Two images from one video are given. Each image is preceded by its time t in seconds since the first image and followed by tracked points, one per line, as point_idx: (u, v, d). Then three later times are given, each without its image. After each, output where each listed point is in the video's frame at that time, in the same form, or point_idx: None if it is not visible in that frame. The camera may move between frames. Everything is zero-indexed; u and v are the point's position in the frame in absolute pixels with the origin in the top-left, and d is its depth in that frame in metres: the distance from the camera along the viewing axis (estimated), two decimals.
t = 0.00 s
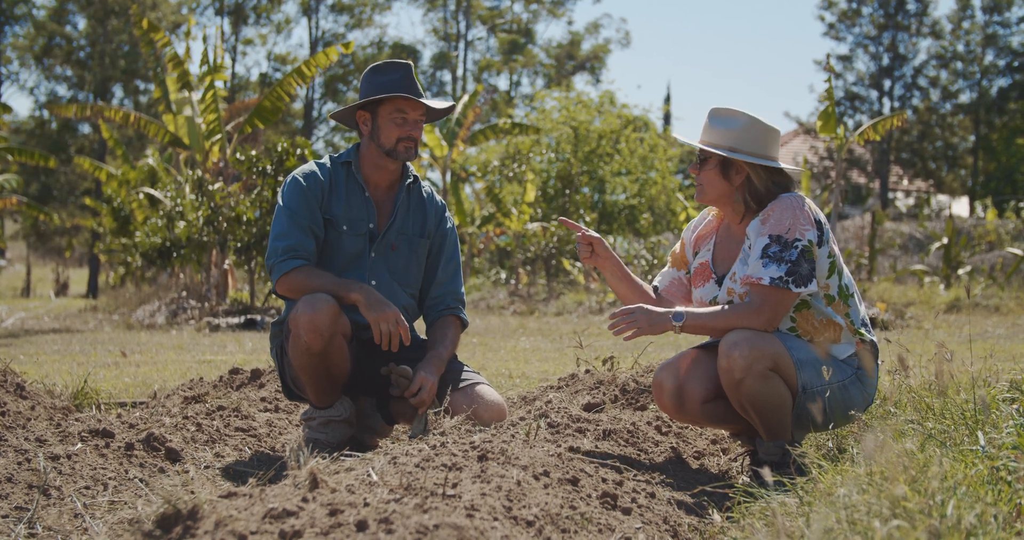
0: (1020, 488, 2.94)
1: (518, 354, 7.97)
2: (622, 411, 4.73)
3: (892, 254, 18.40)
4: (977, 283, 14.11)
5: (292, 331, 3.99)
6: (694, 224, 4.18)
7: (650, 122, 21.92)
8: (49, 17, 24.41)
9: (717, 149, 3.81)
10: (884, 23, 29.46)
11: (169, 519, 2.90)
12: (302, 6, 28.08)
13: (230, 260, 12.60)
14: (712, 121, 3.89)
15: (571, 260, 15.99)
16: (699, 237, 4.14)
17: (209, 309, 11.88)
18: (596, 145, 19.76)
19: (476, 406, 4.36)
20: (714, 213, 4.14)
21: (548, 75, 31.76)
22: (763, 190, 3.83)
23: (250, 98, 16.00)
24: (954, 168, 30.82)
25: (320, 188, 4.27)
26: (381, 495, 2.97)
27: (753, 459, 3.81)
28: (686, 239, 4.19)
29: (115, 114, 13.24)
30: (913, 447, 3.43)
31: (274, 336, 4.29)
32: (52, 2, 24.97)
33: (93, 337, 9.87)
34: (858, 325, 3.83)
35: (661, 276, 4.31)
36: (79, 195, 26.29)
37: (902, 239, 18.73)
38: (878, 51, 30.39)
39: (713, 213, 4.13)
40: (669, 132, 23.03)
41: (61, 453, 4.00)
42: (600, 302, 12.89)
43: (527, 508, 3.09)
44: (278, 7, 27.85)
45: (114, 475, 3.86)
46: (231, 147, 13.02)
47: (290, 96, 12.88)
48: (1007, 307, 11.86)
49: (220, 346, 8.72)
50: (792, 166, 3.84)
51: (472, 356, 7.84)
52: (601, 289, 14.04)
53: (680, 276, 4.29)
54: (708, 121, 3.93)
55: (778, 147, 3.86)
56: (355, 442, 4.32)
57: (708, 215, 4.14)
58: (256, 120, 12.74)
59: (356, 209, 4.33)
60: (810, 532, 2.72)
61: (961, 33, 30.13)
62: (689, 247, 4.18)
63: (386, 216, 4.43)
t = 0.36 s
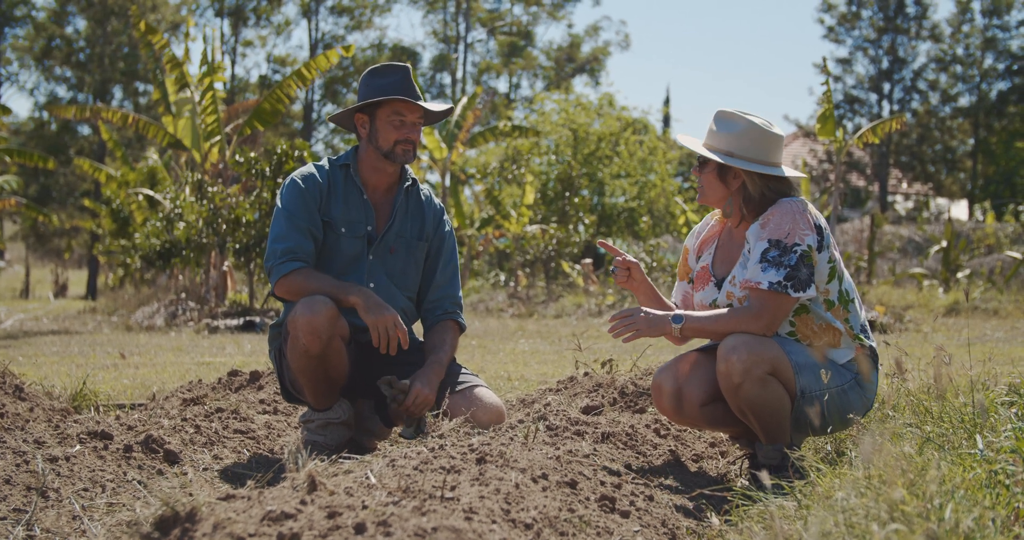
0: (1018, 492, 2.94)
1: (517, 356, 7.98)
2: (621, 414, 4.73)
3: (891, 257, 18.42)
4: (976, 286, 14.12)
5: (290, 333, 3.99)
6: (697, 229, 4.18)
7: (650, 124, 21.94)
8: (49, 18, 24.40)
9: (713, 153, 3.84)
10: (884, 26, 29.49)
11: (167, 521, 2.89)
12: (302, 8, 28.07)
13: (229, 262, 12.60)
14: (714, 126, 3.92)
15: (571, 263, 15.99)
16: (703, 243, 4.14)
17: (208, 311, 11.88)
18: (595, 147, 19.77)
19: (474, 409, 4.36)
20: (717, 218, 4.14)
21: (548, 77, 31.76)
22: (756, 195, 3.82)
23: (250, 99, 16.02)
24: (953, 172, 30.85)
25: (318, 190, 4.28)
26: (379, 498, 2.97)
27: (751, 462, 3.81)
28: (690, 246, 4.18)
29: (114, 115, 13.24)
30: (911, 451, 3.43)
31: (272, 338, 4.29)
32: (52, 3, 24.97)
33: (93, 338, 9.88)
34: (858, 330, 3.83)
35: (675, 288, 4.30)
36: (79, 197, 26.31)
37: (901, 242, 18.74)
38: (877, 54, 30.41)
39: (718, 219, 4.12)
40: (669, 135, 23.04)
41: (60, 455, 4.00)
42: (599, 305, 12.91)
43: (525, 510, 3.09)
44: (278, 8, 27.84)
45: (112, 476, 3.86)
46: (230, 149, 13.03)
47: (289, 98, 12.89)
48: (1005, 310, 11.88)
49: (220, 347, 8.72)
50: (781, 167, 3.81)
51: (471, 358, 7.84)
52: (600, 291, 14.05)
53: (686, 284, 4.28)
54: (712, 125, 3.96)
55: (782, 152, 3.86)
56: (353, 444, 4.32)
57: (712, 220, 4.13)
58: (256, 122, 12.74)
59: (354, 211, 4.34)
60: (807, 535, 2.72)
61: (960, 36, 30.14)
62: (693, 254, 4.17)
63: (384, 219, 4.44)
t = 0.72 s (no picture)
0: (1018, 501, 2.94)
1: (516, 363, 7.98)
2: (620, 421, 4.73)
3: (890, 264, 18.43)
4: (975, 294, 14.13)
5: (291, 339, 3.99)
6: (702, 234, 4.17)
7: (649, 131, 21.98)
8: (49, 24, 24.46)
9: (718, 161, 3.86)
10: (883, 34, 29.56)
11: (167, 528, 2.89)
12: (303, 14, 28.13)
13: (229, 268, 12.60)
14: (720, 132, 3.93)
15: (570, 270, 16.00)
16: (708, 248, 4.13)
17: (207, 317, 11.88)
18: (595, 154, 19.78)
19: (474, 416, 4.36)
20: (722, 224, 4.13)
21: (548, 84, 31.81)
22: (759, 203, 3.83)
23: (250, 105, 16.04)
24: (952, 180, 30.90)
25: (320, 197, 4.28)
26: (379, 505, 2.97)
27: (752, 470, 3.81)
28: (694, 251, 4.17)
29: (115, 121, 13.26)
30: (911, 459, 3.44)
31: (273, 345, 4.29)
32: (53, 9, 25.03)
33: (91, 344, 9.87)
34: (859, 339, 3.83)
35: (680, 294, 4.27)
36: (78, 202, 26.34)
37: (901, 250, 18.75)
38: (877, 62, 30.48)
39: (723, 224, 4.11)
40: (668, 142, 23.07)
41: (59, 462, 4.00)
42: (599, 312, 12.92)
43: (525, 518, 3.10)
44: (279, 15, 27.89)
45: (112, 483, 3.87)
46: (230, 155, 13.04)
47: (289, 104, 12.90)
48: (1005, 318, 11.88)
49: (219, 353, 8.71)
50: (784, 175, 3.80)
51: (470, 365, 7.84)
52: (599, 299, 14.06)
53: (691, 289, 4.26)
54: (717, 131, 3.97)
55: (785, 160, 3.85)
56: (353, 451, 4.32)
57: (717, 226, 4.13)
58: (256, 128, 12.76)
59: (356, 218, 4.34)
60: None
61: (960, 44, 30.21)
62: (697, 259, 4.15)
63: (385, 227, 4.44)
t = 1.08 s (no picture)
0: (1018, 504, 2.95)
1: (516, 367, 7.97)
2: (621, 425, 4.73)
3: (890, 267, 18.44)
4: (974, 297, 14.14)
5: (292, 344, 4.00)
6: (704, 238, 4.17)
7: (648, 135, 22.00)
8: (49, 29, 24.49)
9: (720, 165, 3.85)
10: (882, 37, 29.62)
11: (169, 533, 2.90)
12: (301, 18, 28.14)
13: (228, 272, 12.60)
14: (722, 137, 3.94)
15: (570, 274, 16.02)
16: (710, 252, 4.13)
17: (206, 321, 11.87)
18: (594, 157, 19.80)
19: (475, 420, 4.35)
20: (724, 227, 4.13)
21: (547, 88, 31.84)
22: (761, 207, 3.84)
23: (250, 109, 16.03)
24: (951, 182, 30.94)
25: (321, 201, 4.29)
26: (380, 510, 2.98)
27: (754, 474, 3.82)
28: (695, 255, 4.16)
29: (115, 125, 13.28)
30: (913, 463, 3.44)
31: (274, 349, 4.29)
32: (52, 14, 25.07)
33: (91, 349, 9.87)
34: (861, 343, 3.83)
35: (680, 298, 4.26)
36: (77, 207, 26.36)
37: (900, 253, 18.78)
38: (876, 65, 30.52)
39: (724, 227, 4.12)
40: (667, 145, 23.09)
41: (60, 466, 4.00)
42: (598, 316, 12.92)
43: (526, 522, 3.09)
44: (277, 19, 27.90)
45: (113, 487, 3.87)
46: (230, 159, 13.04)
47: (289, 108, 12.90)
48: (1005, 321, 11.89)
49: (218, 358, 8.71)
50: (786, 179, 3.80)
51: (469, 369, 7.84)
52: (599, 302, 14.06)
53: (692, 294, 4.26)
54: (719, 134, 3.99)
55: (787, 163, 3.86)
56: (354, 455, 4.32)
57: (718, 229, 4.14)
58: (255, 132, 12.76)
59: (357, 223, 4.35)
60: None
61: (958, 47, 30.26)
62: (697, 263, 4.15)
63: (386, 231, 4.45)
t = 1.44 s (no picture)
0: (1019, 505, 2.95)
1: (516, 368, 7.98)
2: (621, 426, 4.73)
3: (889, 267, 18.45)
4: (974, 297, 14.16)
5: (292, 346, 4.00)
6: (703, 237, 4.17)
7: (647, 136, 22.02)
8: (47, 31, 24.45)
9: (719, 164, 3.86)
10: (881, 37, 29.64)
11: (170, 535, 2.89)
12: (300, 19, 28.14)
13: (228, 274, 12.59)
14: (723, 136, 3.95)
15: (569, 274, 16.03)
16: (709, 252, 4.13)
17: (206, 323, 11.86)
18: (593, 158, 19.83)
19: (475, 421, 4.36)
20: (722, 227, 4.14)
21: (545, 89, 31.82)
22: (760, 207, 3.84)
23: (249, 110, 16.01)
24: (950, 183, 30.96)
25: (322, 202, 4.29)
26: (382, 511, 2.98)
27: (754, 475, 3.82)
28: (694, 255, 4.16)
29: (114, 127, 13.27)
30: (913, 464, 3.44)
31: (274, 350, 4.29)
32: (50, 16, 25.04)
33: (91, 351, 9.85)
34: (859, 342, 3.83)
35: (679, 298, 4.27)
36: (76, 209, 26.33)
37: (899, 253, 18.81)
38: (875, 65, 30.54)
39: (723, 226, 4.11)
40: (666, 146, 23.09)
41: (61, 469, 4.00)
42: (598, 316, 12.93)
43: (527, 523, 3.09)
44: (275, 20, 27.87)
45: (114, 490, 3.87)
46: (230, 160, 13.04)
47: (288, 110, 12.89)
48: (1004, 321, 11.90)
49: (218, 360, 8.70)
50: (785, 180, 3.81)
51: (469, 370, 7.83)
52: (598, 303, 14.05)
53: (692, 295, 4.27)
54: (720, 134, 3.99)
55: (787, 164, 3.87)
56: (354, 457, 4.32)
57: (718, 229, 4.14)
58: (254, 134, 12.75)
59: (357, 223, 4.35)
60: None
61: (957, 47, 30.29)
62: (697, 263, 4.15)
63: (387, 232, 4.45)
